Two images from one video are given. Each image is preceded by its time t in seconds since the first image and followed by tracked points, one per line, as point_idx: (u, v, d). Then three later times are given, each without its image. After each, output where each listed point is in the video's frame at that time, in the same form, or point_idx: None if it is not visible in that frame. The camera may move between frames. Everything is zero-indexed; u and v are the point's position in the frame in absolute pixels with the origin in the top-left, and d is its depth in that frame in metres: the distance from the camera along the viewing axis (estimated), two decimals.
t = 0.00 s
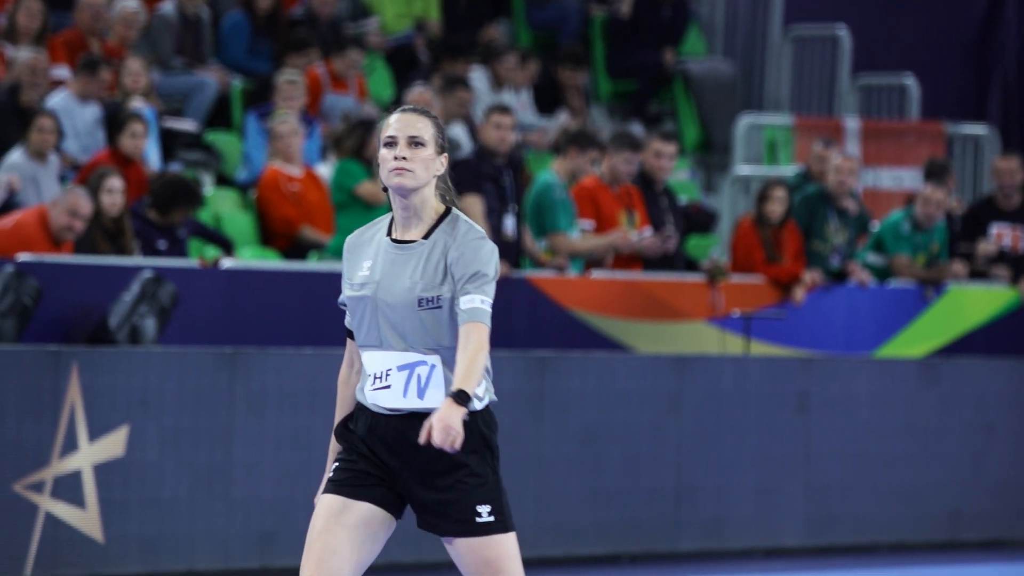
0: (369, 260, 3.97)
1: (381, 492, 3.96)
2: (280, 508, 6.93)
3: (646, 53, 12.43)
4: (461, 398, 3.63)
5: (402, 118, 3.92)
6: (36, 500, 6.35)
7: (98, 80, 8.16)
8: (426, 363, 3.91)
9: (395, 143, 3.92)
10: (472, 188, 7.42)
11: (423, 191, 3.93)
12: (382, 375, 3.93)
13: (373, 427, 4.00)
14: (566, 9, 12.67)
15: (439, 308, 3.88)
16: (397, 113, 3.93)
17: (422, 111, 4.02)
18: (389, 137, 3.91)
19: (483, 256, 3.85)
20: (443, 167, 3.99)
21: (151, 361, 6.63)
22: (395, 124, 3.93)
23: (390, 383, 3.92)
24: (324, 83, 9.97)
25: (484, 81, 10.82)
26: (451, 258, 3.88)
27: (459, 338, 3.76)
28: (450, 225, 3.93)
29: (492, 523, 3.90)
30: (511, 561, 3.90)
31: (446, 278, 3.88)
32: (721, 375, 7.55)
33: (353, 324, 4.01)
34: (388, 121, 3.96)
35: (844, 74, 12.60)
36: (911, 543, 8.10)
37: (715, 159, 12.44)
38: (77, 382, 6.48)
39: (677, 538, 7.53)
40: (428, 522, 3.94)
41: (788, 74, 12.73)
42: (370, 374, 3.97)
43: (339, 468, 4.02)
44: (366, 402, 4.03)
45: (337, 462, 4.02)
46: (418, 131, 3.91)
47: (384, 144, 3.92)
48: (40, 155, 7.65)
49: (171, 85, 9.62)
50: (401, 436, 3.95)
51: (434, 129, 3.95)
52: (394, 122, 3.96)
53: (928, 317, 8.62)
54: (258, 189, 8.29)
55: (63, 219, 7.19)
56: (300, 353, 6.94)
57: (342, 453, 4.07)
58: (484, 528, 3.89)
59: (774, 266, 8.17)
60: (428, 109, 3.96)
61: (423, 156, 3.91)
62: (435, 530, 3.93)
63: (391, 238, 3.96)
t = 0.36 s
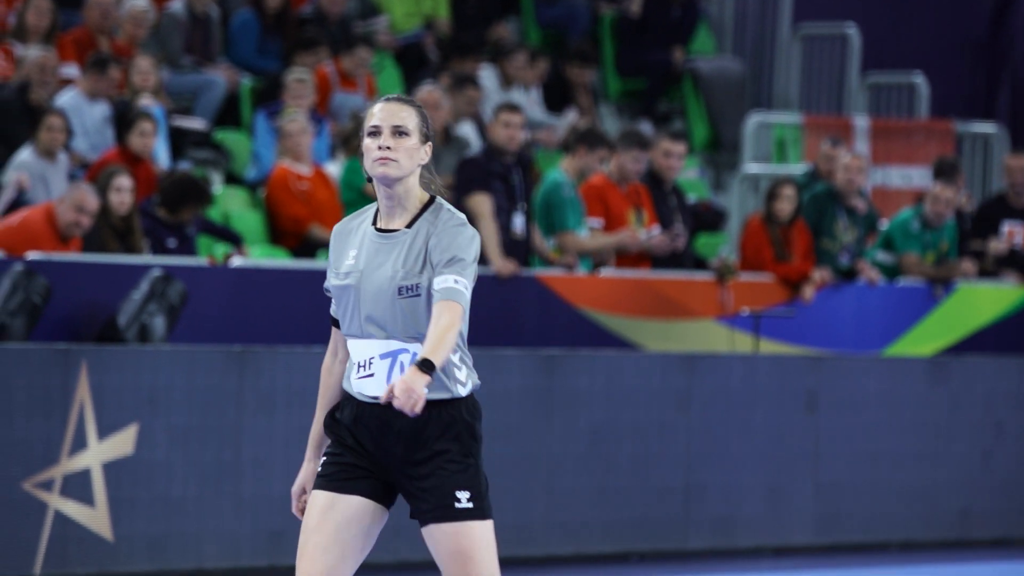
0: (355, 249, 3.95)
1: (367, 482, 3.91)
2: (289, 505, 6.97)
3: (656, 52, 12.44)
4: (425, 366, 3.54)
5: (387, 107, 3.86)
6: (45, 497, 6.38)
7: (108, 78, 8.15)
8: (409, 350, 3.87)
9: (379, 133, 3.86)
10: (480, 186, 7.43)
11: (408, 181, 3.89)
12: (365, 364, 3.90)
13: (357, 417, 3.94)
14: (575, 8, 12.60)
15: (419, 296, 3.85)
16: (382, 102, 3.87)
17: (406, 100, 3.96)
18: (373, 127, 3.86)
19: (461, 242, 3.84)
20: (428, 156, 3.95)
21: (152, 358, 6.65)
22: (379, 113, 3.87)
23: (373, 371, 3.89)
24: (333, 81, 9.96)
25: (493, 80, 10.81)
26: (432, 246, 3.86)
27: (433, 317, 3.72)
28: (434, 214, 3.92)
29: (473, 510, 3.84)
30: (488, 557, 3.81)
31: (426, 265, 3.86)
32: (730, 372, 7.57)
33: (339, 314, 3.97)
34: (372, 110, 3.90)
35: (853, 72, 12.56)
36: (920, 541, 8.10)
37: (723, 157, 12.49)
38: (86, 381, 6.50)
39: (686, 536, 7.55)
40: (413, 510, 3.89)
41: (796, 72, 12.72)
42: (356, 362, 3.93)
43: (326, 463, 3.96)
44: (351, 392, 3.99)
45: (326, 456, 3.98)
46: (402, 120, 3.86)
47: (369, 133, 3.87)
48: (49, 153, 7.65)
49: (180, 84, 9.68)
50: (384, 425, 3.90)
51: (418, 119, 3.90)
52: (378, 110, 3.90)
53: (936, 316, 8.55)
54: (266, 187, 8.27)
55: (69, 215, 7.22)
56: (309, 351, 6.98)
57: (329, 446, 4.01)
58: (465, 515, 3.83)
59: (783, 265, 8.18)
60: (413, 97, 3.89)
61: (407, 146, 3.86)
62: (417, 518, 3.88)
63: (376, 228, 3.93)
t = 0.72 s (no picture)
0: (349, 239, 3.96)
1: (361, 474, 3.93)
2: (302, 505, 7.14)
3: (671, 51, 12.47)
4: (400, 333, 3.46)
5: (378, 96, 3.85)
6: (63, 496, 6.65)
7: (123, 76, 8.14)
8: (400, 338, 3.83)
9: (370, 122, 3.86)
10: (496, 184, 7.44)
11: (399, 169, 3.89)
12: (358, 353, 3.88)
13: (350, 408, 3.96)
14: (590, 6, 12.74)
15: (408, 284, 3.83)
16: (373, 91, 3.86)
17: (398, 87, 3.95)
18: (364, 116, 3.84)
19: (448, 229, 3.83)
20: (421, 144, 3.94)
21: (177, 360, 6.96)
22: (371, 102, 3.86)
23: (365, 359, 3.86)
24: (348, 80, 9.90)
25: (508, 78, 10.97)
26: (421, 235, 3.86)
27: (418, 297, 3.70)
28: (425, 203, 3.91)
29: (458, 494, 3.81)
30: (469, 544, 3.78)
31: (415, 254, 3.85)
32: (746, 371, 7.62)
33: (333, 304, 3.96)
34: (364, 99, 3.90)
35: (869, 70, 12.55)
36: (939, 540, 8.12)
37: (740, 155, 12.40)
38: (102, 380, 6.79)
39: (704, 534, 7.61)
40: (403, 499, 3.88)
41: (811, 71, 12.56)
42: (350, 351, 3.91)
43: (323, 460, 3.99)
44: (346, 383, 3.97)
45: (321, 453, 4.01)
46: (393, 109, 3.84)
47: (360, 122, 3.86)
48: (65, 152, 7.64)
49: (196, 82, 9.62)
50: (374, 414, 3.91)
51: (410, 107, 3.88)
52: (370, 99, 3.89)
53: (954, 313, 8.45)
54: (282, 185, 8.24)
55: (82, 211, 7.25)
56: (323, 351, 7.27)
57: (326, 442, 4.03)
58: (449, 499, 3.80)
59: (799, 263, 8.18)
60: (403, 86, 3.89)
61: (399, 135, 3.86)
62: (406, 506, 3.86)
63: (369, 218, 3.94)
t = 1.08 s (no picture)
0: (363, 230, 4.01)
1: (376, 470, 3.97)
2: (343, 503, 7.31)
3: (708, 48, 12.59)
4: (400, 308, 3.51)
5: (393, 89, 3.89)
6: (102, 495, 6.77)
7: (161, 75, 8.16)
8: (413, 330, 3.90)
9: (385, 114, 3.90)
10: (534, 182, 7.44)
11: (414, 161, 3.94)
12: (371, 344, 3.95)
13: (366, 402, 4.02)
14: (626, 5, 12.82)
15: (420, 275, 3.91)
16: (388, 83, 3.90)
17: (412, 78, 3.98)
18: (379, 107, 3.89)
19: (458, 218, 3.90)
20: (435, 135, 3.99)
21: (215, 355, 7.08)
22: (386, 94, 3.90)
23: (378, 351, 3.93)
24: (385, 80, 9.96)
25: (546, 77, 10.96)
26: (431, 226, 3.92)
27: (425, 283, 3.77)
28: (438, 194, 3.98)
29: (463, 483, 3.86)
30: (472, 537, 3.82)
31: (424, 244, 3.92)
32: (787, 371, 7.71)
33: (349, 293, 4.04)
34: (378, 90, 3.93)
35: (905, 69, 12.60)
36: (977, 539, 8.25)
37: (776, 154, 12.51)
38: (141, 380, 6.88)
39: (743, 533, 7.73)
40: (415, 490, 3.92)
41: (849, 71, 12.75)
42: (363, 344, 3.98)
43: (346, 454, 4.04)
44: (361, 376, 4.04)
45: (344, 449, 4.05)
46: (409, 102, 3.88)
47: (375, 114, 3.90)
48: (103, 151, 7.66)
49: (232, 82, 9.59)
50: (386, 408, 3.97)
51: (425, 99, 3.92)
52: (385, 90, 3.93)
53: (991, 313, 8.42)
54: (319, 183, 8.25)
55: (117, 206, 7.28)
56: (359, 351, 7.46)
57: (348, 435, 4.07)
58: (455, 487, 3.84)
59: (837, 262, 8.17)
60: (419, 79, 3.94)
61: (414, 127, 3.90)
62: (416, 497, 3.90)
63: (384, 209, 4.00)
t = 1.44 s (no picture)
0: (386, 227, 4.16)
1: (402, 467, 4.13)
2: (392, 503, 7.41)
3: (753, 47, 12.72)
4: (412, 291, 3.64)
5: (416, 85, 4.08)
6: (149, 494, 6.87)
7: (207, 74, 8.18)
8: (433, 325, 4.06)
9: (408, 110, 4.09)
10: (579, 181, 7.44)
11: (436, 157, 4.11)
12: (394, 340, 4.11)
13: (389, 400, 4.19)
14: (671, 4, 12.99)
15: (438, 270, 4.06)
16: (411, 79, 4.09)
17: (434, 76, 4.18)
18: (402, 104, 4.08)
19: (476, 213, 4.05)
20: (456, 132, 4.17)
21: (262, 354, 7.18)
22: (408, 91, 4.09)
23: (400, 347, 4.09)
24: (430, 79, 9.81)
25: (590, 76, 10.97)
26: (449, 221, 4.08)
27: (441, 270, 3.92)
28: (459, 190, 4.14)
29: (476, 473, 3.99)
30: (477, 528, 3.94)
31: (442, 241, 4.07)
32: (832, 370, 7.76)
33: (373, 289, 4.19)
34: (401, 87, 4.12)
35: (951, 68, 12.63)
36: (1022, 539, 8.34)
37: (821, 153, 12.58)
38: (186, 378, 6.99)
39: (790, 532, 7.79)
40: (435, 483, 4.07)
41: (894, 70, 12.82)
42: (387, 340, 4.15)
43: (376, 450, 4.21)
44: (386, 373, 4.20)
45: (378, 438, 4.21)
46: (431, 98, 4.07)
47: (398, 110, 4.08)
48: (148, 150, 7.69)
49: (277, 81, 9.58)
50: (409, 405, 4.14)
51: (446, 95, 4.11)
52: (408, 87, 4.12)
53: None
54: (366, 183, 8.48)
55: (158, 201, 7.31)
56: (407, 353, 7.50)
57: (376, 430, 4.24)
58: (467, 477, 3.98)
59: (883, 261, 8.19)
60: (441, 76, 4.14)
61: (436, 122, 4.08)
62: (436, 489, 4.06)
63: (406, 206, 4.16)
